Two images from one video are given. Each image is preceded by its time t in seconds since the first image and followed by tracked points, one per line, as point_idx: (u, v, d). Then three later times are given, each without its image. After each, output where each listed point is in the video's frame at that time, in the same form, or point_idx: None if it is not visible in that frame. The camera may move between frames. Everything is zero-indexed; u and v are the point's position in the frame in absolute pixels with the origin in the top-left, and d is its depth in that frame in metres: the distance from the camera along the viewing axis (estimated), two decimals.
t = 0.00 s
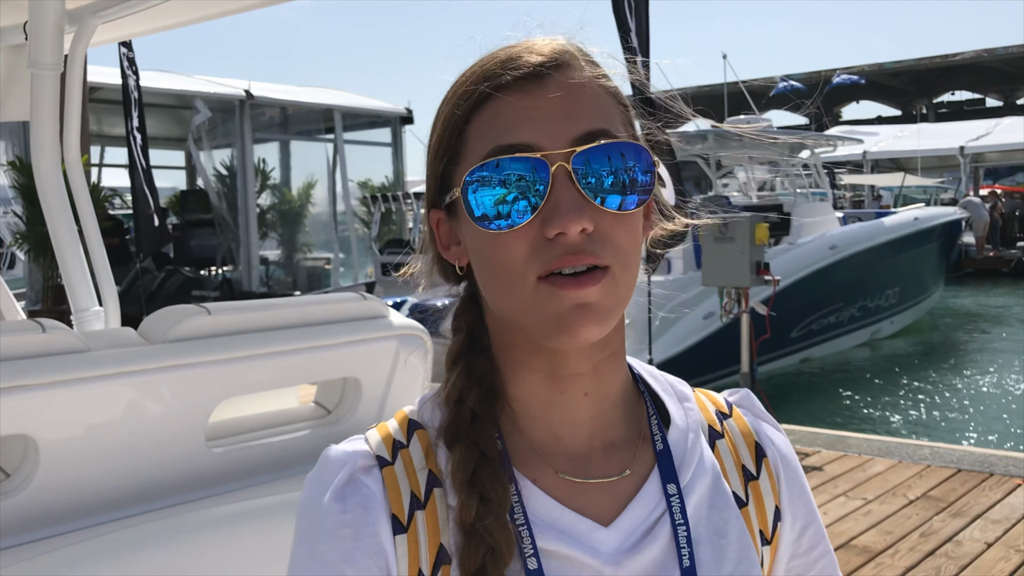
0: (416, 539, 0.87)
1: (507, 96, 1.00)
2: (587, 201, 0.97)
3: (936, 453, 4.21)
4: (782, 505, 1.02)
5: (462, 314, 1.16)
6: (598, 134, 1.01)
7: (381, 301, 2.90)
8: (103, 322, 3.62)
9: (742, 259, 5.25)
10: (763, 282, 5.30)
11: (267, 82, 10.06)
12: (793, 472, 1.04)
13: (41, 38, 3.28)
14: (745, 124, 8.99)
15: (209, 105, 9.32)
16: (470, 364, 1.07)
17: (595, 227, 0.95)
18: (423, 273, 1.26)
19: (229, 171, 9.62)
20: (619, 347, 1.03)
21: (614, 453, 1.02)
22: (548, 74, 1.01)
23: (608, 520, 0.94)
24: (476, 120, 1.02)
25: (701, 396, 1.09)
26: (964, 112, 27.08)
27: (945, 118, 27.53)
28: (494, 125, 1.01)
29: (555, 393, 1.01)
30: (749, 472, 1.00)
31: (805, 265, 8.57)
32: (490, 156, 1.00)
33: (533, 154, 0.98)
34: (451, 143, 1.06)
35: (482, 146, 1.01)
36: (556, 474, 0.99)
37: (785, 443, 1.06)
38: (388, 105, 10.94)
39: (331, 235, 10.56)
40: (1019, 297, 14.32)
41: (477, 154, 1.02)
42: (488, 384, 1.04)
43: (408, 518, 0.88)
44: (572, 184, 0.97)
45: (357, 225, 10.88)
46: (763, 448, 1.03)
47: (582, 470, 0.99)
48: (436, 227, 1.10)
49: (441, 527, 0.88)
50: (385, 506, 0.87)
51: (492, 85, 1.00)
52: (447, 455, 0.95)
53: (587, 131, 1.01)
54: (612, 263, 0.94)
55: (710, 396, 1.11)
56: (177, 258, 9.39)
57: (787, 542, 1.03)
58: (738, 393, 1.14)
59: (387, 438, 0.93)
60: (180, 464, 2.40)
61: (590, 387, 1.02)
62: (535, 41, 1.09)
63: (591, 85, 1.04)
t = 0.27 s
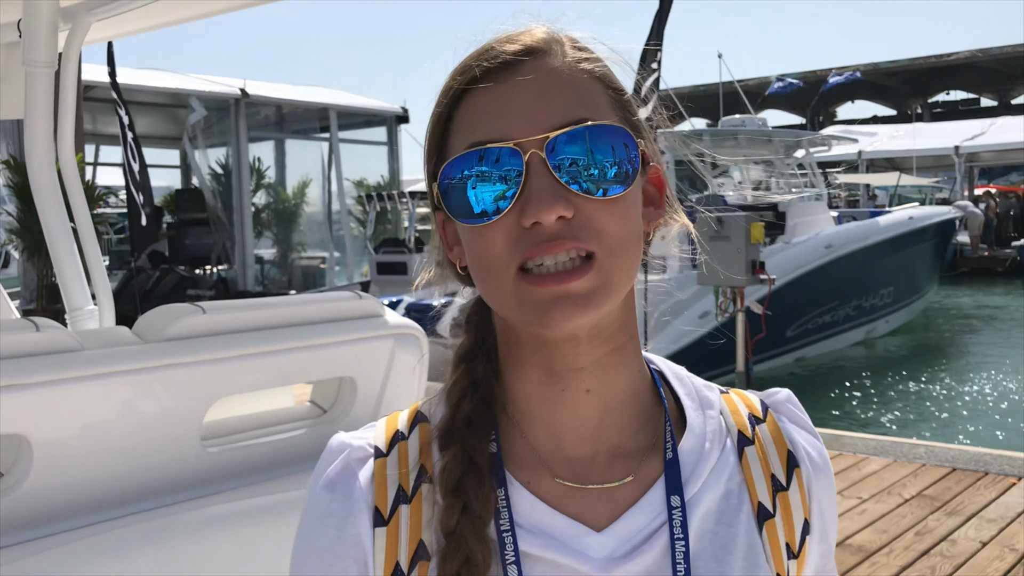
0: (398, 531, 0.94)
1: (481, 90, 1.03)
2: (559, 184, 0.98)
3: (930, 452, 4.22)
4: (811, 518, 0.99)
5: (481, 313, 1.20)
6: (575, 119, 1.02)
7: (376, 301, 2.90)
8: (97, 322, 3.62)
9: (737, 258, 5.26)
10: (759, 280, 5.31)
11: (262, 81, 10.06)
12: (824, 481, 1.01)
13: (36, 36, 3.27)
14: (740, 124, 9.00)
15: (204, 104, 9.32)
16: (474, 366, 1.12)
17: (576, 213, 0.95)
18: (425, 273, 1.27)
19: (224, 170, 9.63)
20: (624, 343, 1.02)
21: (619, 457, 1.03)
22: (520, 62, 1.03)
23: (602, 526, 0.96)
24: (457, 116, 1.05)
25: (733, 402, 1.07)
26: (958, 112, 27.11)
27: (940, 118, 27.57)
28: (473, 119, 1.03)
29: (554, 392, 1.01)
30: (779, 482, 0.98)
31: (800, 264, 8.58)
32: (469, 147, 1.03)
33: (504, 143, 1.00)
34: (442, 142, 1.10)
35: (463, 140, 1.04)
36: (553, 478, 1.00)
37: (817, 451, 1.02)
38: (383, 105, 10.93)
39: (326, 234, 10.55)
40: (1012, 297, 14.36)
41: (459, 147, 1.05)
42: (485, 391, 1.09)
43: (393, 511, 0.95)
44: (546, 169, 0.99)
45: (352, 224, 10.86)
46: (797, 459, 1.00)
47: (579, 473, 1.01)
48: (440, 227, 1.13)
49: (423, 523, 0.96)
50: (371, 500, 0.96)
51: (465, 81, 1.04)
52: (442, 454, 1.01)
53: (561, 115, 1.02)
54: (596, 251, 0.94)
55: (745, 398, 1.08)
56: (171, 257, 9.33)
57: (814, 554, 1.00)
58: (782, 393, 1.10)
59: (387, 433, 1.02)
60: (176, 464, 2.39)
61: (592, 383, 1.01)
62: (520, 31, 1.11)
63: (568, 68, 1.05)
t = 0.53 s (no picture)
0: (420, 504, 0.95)
1: (524, 80, 0.99)
2: (587, 186, 0.93)
3: (923, 453, 4.22)
4: (844, 534, 0.89)
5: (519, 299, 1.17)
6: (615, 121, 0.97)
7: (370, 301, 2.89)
8: (89, 323, 3.62)
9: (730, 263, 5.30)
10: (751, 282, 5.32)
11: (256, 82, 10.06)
12: (868, 492, 0.91)
13: (28, 36, 3.25)
14: (734, 126, 9.03)
15: (196, 105, 9.33)
16: (507, 355, 1.10)
17: (599, 220, 0.91)
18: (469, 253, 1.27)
19: (217, 171, 9.66)
20: (651, 343, 0.97)
21: (639, 452, 0.97)
22: (564, 57, 0.98)
23: (611, 521, 0.91)
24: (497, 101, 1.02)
25: (775, 405, 0.97)
26: (952, 114, 27.17)
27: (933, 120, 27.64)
28: (513, 107, 1.00)
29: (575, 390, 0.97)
30: (805, 494, 0.89)
31: (794, 265, 8.60)
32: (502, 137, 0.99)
33: (536, 141, 0.96)
34: (484, 130, 1.06)
35: (502, 126, 1.01)
36: (568, 469, 0.96)
37: (858, 462, 0.92)
38: (378, 106, 10.93)
39: (319, 235, 10.55)
40: (1003, 298, 14.40)
41: (495, 134, 1.02)
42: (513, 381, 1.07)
43: (415, 488, 0.96)
44: (574, 170, 0.94)
45: (345, 225, 10.83)
46: (829, 470, 0.89)
47: (595, 468, 0.96)
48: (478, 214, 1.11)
49: (442, 501, 0.95)
50: (394, 476, 0.97)
51: (508, 70, 1.00)
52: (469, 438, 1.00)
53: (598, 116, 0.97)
54: (616, 259, 0.89)
55: (790, 404, 0.98)
56: (164, 257, 9.15)
57: None
58: (834, 407, 0.99)
59: (421, 415, 1.04)
60: (167, 466, 2.39)
61: (615, 382, 0.97)
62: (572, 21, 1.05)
63: (618, 66, 0.99)
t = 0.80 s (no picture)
0: (488, 508, 1.04)
1: (574, 109, 1.06)
2: (641, 217, 1.02)
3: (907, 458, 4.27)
4: (917, 545, 0.92)
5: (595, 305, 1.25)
6: (669, 150, 1.03)
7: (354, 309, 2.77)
8: (74, 327, 3.60)
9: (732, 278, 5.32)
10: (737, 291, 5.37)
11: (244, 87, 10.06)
12: (942, 503, 0.93)
13: (14, 39, 3.23)
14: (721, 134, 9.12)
15: (184, 110, 9.30)
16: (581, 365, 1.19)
17: (658, 247, 0.98)
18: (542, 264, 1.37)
19: (206, 176, 9.60)
20: (718, 357, 1.03)
21: (708, 462, 1.04)
22: (614, 81, 1.04)
23: (680, 529, 0.98)
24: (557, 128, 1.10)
25: (849, 416, 1.01)
26: (937, 123, 27.34)
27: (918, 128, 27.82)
28: (570, 134, 1.08)
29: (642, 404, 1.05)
30: (875, 507, 0.92)
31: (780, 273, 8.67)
32: (561, 165, 1.08)
33: (590, 173, 1.05)
34: (544, 150, 1.15)
35: (562, 153, 1.09)
36: (639, 476, 1.04)
37: (931, 472, 0.94)
38: (367, 112, 10.94)
39: (308, 241, 10.52)
40: (988, 305, 14.49)
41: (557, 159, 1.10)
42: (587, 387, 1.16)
43: (483, 491, 1.05)
44: (630, 203, 1.02)
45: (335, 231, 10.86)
46: (899, 482, 0.92)
47: (665, 474, 1.04)
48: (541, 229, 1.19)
49: (510, 505, 1.05)
50: (465, 478, 1.07)
51: (562, 99, 1.07)
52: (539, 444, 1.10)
53: (651, 144, 1.03)
54: (674, 283, 0.96)
55: (865, 415, 1.01)
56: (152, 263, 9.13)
57: None
58: (910, 415, 1.00)
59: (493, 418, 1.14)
60: (151, 473, 2.33)
61: (684, 396, 1.04)
62: (628, 36, 1.11)
63: (670, 85, 1.04)
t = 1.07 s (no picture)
0: (538, 517, 1.02)
1: (631, 111, 1.05)
2: (696, 218, 1.00)
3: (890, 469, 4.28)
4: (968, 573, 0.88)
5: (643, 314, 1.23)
6: (725, 154, 1.01)
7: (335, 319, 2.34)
8: (48, 336, 3.57)
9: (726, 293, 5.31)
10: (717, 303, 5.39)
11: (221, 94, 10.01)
12: (997, 530, 0.89)
13: None
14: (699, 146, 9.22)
15: (162, 117, 9.23)
16: (628, 373, 1.17)
17: (710, 246, 0.97)
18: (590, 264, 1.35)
19: (184, 184, 9.55)
20: (771, 364, 1.01)
21: (753, 474, 1.01)
22: (671, 84, 1.02)
23: (722, 545, 0.95)
24: (613, 131, 1.09)
25: (901, 430, 0.96)
26: (910, 137, 27.67)
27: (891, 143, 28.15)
28: (627, 136, 1.06)
29: (688, 409, 1.03)
30: (927, 529, 0.88)
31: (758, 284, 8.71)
32: (617, 167, 1.07)
33: (646, 175, 1.04)
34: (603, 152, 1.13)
35: (617, 155, 1.08)
36: (682, 484, 1.02)
37: (990, 497, 0.89)
38: (346, 121, 10.94)
39: (287, 249, 10.48)
40: (961, 318, 14.63)
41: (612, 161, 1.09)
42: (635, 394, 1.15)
43: (533, 499, 1.03)
44: (683, 203, 1.01)
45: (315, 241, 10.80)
46: (955, 505, 0.88)
47: (709, 484, 1.01)
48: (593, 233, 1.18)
49: (559, 510, 1.02)
50: (513, 483, 1.04)
51: (618, 102, 1.06)
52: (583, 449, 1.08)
53: (706, 147, 1.02)
54: (726, 281, 0.95)
55: (921, 430, 0.96)
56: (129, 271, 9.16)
57: None
58: (972, 434, 0.95)
59: (541, 424, 1.12)
60: (108, 489, 1.90)
61: (730, 402, 1.01)
62: (683, 44, 1.09)
63: (728, 89, 1.02)
